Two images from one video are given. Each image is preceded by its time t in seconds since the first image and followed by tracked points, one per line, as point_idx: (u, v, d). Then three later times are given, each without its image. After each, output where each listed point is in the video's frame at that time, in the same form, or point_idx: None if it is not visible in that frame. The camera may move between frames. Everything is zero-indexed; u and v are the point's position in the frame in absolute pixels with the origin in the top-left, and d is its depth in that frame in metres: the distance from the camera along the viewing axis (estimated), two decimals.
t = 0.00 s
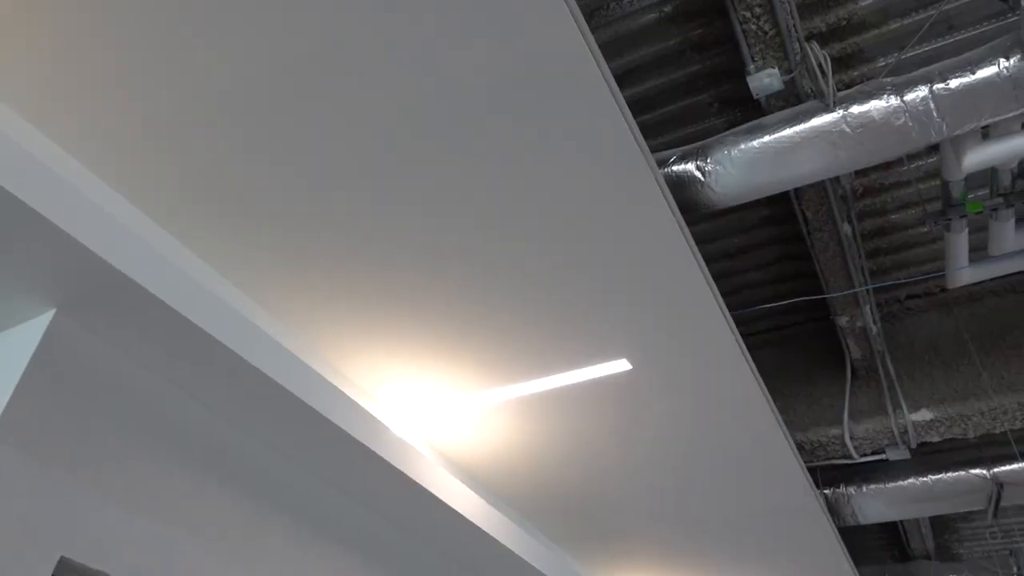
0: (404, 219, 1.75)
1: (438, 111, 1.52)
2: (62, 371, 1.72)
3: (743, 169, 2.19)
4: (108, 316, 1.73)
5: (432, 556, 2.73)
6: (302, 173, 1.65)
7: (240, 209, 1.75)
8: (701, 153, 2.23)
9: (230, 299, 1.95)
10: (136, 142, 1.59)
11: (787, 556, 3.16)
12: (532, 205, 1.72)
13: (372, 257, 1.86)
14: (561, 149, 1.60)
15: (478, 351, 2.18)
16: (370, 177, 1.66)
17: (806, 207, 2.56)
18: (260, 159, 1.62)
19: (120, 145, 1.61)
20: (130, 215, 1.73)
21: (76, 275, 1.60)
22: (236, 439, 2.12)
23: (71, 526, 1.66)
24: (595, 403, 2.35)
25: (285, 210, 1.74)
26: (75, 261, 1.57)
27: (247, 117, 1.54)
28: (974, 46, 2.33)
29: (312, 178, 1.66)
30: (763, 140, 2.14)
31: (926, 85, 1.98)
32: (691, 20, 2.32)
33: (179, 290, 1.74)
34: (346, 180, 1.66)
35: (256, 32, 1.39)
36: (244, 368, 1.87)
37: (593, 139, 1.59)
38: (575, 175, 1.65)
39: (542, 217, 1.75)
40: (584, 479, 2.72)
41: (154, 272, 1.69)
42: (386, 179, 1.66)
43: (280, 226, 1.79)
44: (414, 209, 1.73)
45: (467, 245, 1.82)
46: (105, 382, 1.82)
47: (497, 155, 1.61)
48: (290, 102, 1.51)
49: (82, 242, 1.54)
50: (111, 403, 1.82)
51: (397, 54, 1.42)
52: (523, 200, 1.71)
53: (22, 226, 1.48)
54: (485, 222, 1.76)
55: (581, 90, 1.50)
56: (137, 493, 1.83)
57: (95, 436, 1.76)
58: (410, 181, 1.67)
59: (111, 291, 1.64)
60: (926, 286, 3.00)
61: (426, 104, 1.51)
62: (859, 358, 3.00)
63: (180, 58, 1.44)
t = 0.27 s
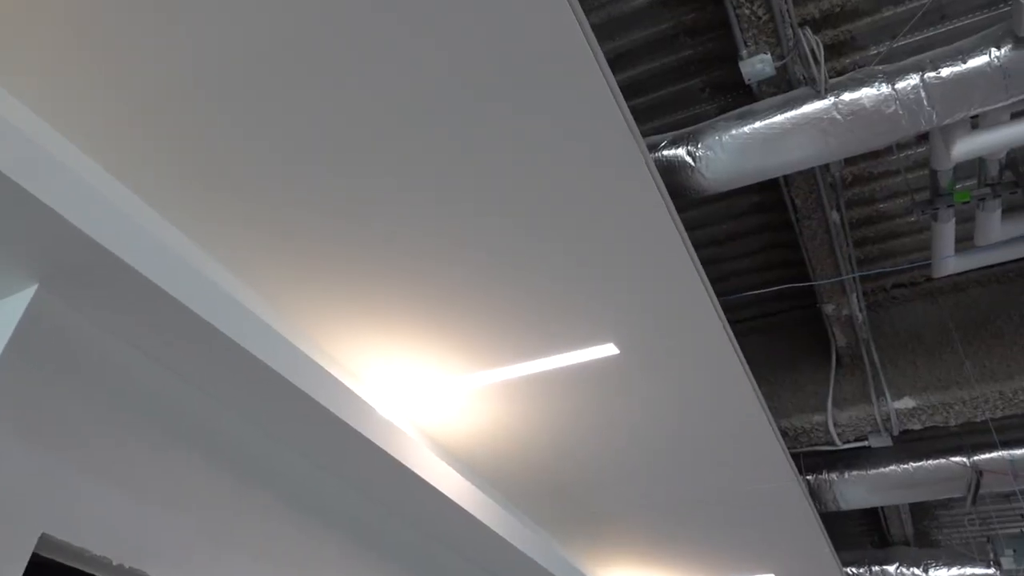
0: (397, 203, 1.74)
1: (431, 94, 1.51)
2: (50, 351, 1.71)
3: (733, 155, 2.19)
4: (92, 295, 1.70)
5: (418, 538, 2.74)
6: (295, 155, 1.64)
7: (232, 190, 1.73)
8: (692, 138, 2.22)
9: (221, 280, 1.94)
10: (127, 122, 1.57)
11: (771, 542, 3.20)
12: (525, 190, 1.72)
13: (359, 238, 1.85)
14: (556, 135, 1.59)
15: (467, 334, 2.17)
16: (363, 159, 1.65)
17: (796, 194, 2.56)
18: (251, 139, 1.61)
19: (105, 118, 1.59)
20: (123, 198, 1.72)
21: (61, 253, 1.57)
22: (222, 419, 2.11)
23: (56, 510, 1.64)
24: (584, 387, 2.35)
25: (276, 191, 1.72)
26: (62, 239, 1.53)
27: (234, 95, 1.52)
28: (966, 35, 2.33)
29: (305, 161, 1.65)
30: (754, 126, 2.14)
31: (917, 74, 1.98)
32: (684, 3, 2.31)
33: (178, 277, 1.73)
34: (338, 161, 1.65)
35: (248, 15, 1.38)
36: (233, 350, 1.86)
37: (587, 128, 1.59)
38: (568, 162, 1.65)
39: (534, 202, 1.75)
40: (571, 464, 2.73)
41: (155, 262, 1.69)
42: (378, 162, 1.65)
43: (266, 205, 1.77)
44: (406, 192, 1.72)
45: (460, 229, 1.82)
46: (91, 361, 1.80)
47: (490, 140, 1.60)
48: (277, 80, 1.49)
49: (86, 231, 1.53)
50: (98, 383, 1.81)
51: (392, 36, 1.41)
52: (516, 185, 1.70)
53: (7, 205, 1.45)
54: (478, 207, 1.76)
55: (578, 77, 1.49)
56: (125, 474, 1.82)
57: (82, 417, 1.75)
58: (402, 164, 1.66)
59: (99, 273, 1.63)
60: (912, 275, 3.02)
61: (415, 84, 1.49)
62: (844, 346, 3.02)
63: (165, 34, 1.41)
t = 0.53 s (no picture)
0: (387, 184, 1.73)
1: (422, 73, 1.49)
2: (37, 330, 1.69)
3: (724, 140, 2.19)
4: (74, 272, 1.68)
5: (404, 520, 2.75)
6: (284, 134, 1.62)
7: (221, 169, 1.71)
8: (683, 122, 2.21)
9: (209, 260, 1.92)
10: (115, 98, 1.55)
11: (754, 528, 3.23)
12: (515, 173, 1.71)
13: (348, 221, 1.84)
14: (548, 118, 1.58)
15: (455, 316, 2.17)
16: (353, 140, 1.63)
17: (785, 181, 2.56)
18: (240, 117, 1.58)
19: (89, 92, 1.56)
20: (106, 173, 1.68)
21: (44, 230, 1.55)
22: (207, 399, 2.10)
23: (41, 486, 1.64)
24: (571, 371, 2.35)
25: (264, 171, 1.70)
26: (46, 215, 1.50)
27: (221, 71, 1.50)
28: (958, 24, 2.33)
29: (295, 141, 1.63)
30: (745, 111, 2.13)
31: (908, 61, 1.98)
32: None
33: (171, 260, 1.71)
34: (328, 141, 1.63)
35: None
36: (220, 331, 1.84)
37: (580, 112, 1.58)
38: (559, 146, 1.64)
39: (525, 186, 1.74)
40: (557, 447, 2.74)
41: (150, 245, 1.67)
42: (369, 143, 1.64)
43: (253, 183, 1.75)
44: (396, 174, 1.71)
45: (450, 212, 1.80)
46: (75, 339, 1.78)
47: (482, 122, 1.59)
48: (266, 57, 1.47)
49: (72, 205, 1.49)
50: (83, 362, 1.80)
51: (383, 14, 1.39)
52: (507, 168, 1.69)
53: None
54: (469, 189, 1.75)
55: (570, 58, 1.48)
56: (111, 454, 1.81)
57: (69, 396, 1.74)
58: (393, 145, 1.64)
59: (84, 252, 1.61)
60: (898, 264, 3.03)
61: (406, 62, 1.47)
62: (829, 333, 3.04)
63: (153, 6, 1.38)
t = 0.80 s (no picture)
0: (376, 165, 1.72)
1: (411, 51, 1.47)
2: (17, 304, 1.67)
3: (714, 125, 2.18)
4: (57, 248, 1.66)
5: (390, 501, 2.76)
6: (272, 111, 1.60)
7: (208, 146, 1.69)
8: (674, 106, 2.21)
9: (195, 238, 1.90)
10: (99, 74, 1.52)
11: (737, 512, 3.27)
12: (505, 155, 1.70)
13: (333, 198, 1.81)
14: (539, 100, 1.57)
15: (442, 298, 2.16)
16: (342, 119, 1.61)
17: (774, 167, 2.57)
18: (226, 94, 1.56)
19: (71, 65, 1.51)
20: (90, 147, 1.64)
21: (24, 205, 1.52)
22: (191, 377, 2.08)
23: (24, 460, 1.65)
24: (558, 354, 2.36)
25: (251, 149, 1.68)
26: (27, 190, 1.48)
27: (206, 47, 1.47)
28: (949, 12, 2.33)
29: (283, 119, 1.61)
30: (736, 97, 2.13)
31: (900, 49, 1.98)
32: None
33: (156, 240, 1.69)
34: (317, 120, 1.61)
35: None
36: (206, 310, 1.83)
37: (571, 95, 1.56)
38: (550, 128, 1.63)
39: (515, 168, 1.73)
40: (543, 430, 2.75)
41: (135, 224, 1.64)
42: (358, 122, 1.62)
43: (238, 162, 1.72)
44: (385, 154, 1.69)
45: (439, 193, 1.79)
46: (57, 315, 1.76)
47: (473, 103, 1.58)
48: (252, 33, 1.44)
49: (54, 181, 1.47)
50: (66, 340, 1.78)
51: None
52: (497, 150, 1.68)
53: None
54: (458, 170, 1.74)
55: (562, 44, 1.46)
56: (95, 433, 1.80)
57: (51, 372, 1.73)
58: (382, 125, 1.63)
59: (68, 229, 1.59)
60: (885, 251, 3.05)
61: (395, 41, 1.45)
62: (815, 320, 3.06)
63: None
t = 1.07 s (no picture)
0: (366, 144, 1.71)
1: (401, 29, 1.46)
2: None
3: (705, 110, 2.18)
4: (40, 223, 1.64)
5: (377, 483, 2.77)
6: (261, 88, 1.58)
7: (195, 123, 1.67)
8: (665, 91, 2.20)
9: (180, 216, 1.88)
10: (84, 46, 1.50)
11: (721, 497, 3.30)
12: (496, 137, 1.69)
13: (321, 177, 1.80)
14: (531, 81, 1.56)
15: (429, 280, 2.15)
16: (333, 97, 1.60)
17: (764, 153, 2.57)
18: (215, 70, 1.54)
19: (56, 37, 1.48)
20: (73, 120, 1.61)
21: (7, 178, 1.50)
22: (177, 356, 2.07)
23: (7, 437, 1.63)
24: (546, 337, 2.36)
25: (239, 126, 1.67)
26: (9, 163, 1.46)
27: (193, 21, 1.45)
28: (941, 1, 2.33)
29: (272, 96, 1.60)
30: (728, 82, 2.12)
31: (891, 36, 1.98)
32: None
33: (143, 217, 1.67)
34: (307, 99, 1.60)
35: None
36: (192, 289, 1.82)
37: (563, 77, 1.56)
38: (542, 110, 1.63)
39: (506, 150, 1.72)
40: (529, 414, 2.76)
41: (122, 200, 1.62)
42: (348, 101, 1.61)
43: (225, 139, 1.70)
44: (376, 134, 1.68)
45: (428, 174, 1.78)
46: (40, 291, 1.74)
47: (464, 83, 1.57)
48: (241, 8, 1.42)
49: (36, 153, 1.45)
50: (50, 317, 1.76)
51: None
52: (488, 132, 1.68)
53: None
54: (448, 151, 1.72)
55: (554, 24, 1.45)
56: (79, 411, 1.79)
57: (33, 349, 1.71)
58: (373, 105, 1.62)
59: (53, 205, 1.57)
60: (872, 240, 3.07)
61: (386, 18, 1.44)
62: (802, 308, 3.08)
63: None
